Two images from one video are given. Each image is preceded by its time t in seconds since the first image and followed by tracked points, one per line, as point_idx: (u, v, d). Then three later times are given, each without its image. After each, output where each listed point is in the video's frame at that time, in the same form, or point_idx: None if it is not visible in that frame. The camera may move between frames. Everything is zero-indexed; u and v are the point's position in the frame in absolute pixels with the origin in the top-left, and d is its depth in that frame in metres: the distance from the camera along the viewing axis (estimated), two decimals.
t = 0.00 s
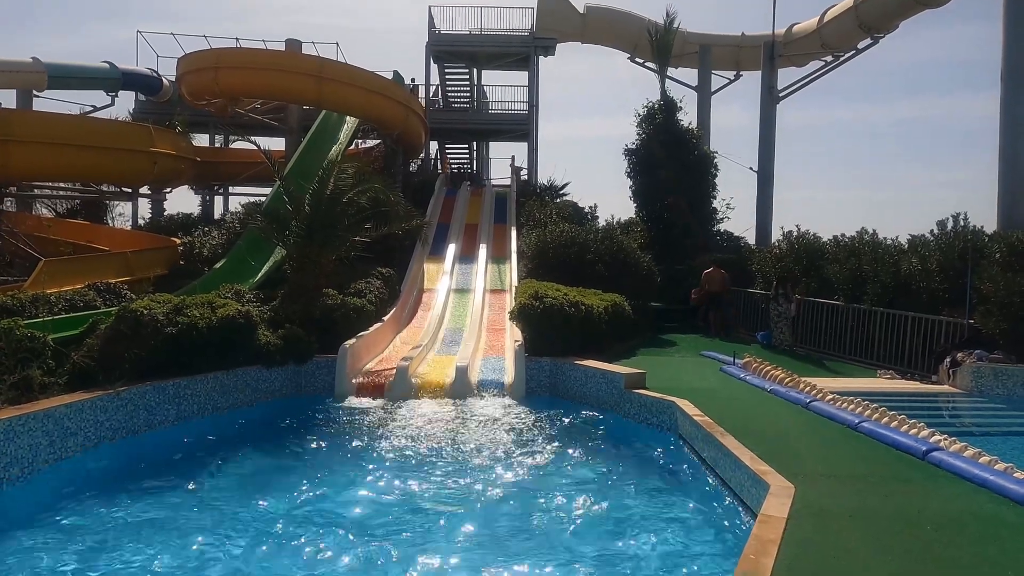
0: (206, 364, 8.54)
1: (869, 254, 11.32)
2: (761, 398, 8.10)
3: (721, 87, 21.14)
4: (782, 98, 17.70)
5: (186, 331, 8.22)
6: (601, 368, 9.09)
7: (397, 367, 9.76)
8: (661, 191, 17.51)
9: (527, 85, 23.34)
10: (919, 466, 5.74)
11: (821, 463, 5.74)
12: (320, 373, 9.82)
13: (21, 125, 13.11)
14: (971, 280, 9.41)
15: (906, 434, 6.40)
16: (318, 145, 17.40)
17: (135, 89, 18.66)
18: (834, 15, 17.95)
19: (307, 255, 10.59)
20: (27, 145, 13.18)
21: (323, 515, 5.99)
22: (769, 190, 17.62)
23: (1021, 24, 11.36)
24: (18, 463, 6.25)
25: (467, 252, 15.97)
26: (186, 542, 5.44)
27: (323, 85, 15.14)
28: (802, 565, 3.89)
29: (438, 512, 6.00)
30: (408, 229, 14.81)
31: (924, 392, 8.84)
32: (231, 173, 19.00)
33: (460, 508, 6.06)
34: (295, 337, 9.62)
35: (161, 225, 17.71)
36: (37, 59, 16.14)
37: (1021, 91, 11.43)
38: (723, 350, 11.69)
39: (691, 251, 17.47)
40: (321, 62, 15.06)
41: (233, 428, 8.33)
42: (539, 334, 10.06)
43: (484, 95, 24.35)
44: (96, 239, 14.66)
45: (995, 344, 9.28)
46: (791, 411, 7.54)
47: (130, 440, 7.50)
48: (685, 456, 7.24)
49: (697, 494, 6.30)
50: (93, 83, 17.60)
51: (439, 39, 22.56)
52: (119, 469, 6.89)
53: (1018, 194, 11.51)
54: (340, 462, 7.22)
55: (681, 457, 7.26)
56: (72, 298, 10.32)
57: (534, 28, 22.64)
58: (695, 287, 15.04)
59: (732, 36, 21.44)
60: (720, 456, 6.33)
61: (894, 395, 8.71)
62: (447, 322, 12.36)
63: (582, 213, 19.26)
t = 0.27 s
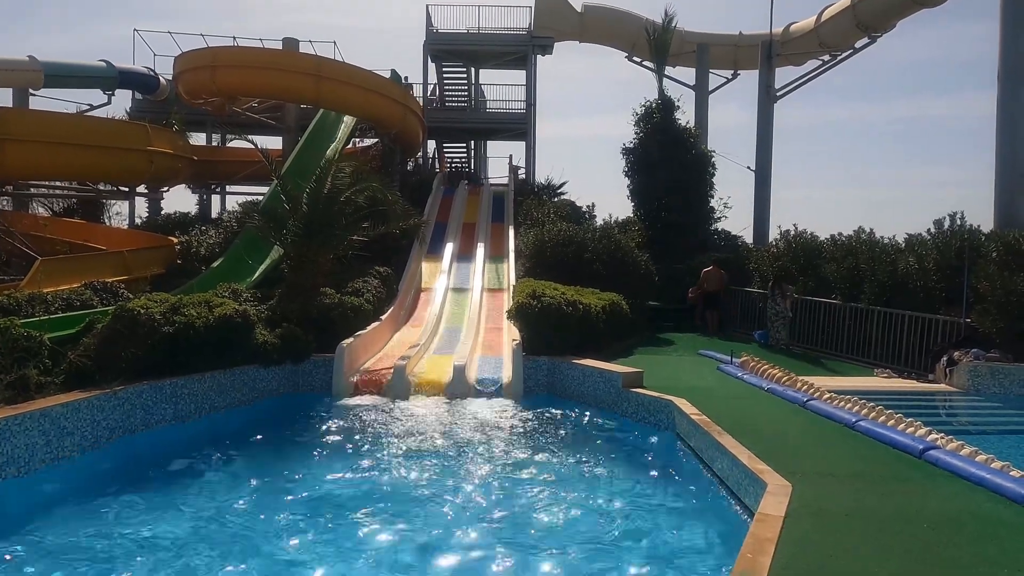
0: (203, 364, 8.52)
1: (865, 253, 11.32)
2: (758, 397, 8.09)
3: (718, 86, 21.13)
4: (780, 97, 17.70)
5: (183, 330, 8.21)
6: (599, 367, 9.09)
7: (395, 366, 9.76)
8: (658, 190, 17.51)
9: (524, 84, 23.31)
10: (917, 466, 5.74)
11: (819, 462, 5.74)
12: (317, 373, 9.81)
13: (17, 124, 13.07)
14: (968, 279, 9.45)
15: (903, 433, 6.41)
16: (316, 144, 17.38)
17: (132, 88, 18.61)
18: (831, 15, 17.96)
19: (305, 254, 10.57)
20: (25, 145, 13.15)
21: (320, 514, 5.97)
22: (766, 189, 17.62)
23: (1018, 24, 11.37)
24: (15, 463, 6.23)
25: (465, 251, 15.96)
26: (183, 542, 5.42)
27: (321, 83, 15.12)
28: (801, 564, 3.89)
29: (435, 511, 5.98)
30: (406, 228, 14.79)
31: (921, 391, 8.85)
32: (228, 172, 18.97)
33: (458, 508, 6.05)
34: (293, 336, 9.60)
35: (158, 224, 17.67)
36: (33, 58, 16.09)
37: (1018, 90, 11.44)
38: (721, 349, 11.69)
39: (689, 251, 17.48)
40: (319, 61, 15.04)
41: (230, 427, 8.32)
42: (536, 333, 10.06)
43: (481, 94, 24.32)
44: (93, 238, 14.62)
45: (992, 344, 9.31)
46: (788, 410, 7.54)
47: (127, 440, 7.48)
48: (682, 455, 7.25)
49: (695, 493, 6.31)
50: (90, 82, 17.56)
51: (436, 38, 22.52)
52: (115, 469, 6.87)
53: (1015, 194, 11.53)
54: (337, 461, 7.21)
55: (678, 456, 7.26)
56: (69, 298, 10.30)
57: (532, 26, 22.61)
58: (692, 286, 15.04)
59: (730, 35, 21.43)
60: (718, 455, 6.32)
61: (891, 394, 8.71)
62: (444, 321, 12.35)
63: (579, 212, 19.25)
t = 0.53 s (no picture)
0: (201, 363, 8.51)
1: (863, 252, 11.33)
2: (756, 396, 8.10)
3: (717, 85, 21.13)
4: (778, 96, 17.70)
5: (181, 330, 8.20)
6: (597, 366, 9.09)
7: (393, 365, 9.76)
8: (656, 189, 17.52)
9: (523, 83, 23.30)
10: (914, 464, 5.75)
11: (818, 461, 5.74)
12: (315, 371, 9.81)
13: (13, 123, 13.01)
14: (965, 278, 9.45)
15: (900, 432, 6.42)
16: (314, 143, 17.36)
17: (129, 86, 18.57)
18: (829, 14, 17.97)
19: (303, 253, 10.57)
20: (21, 143, 13.11)
21: (318, 514, 5.96)
22: (765, 188, 17.63)
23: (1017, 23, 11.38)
24: (12, 463, 6.22)
25: (463, 250, 15.95)
26: (182, 541, 5.41)
27: (319, 83, 15.09)
28: (799, 563, 3.89)
29: (434, 510, 5.98)
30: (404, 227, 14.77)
31: (918, 390, 8.86)
32: (225, 171, 18.95)
33: (456, 507, 6.04)
34: (291, 335, 9.59)
35: (155, 223, 17.64)
36: (30, 56, 16.05)
37: (1016, 89, 11.45)
38: (719, 348, 11.70)
39: (687, 250, 17.47)
40: (317, 60, 15.01)
41: (229, 426, 8.31)
42: (534, 332, 10.06)
43: (480, 94, 24.31)
44: (90, 237, 14.60)
45: (989, 342, 9.33)
46: (786, 409, 7.54)
47: (125, 439, 7.46)
48: (680, 453, 7.25)
49: (693, 491, 6.32)
50: (87, 80, 17.53)
51: (435, 37, 22.50)
52: (113, 468, 6.85)
53: (1013, 193, 11.54)
54: (336, 461, 7.20)
55: (677, 455, 7.26)
56: (66, 297, 10.29)
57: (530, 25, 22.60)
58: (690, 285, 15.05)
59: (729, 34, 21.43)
60: (716, 454, 6.32)
61: (889, 393, 8.72)
62: (443, 320, 12.35)
63: (577, 211, 19.25)
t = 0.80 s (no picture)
0: (199, 362, 8.51)
1: (861, 251, 11.35)
2: (754, 395, 8.11)
3: (715, 84, 21.14)
4: (776, 95, 17.71)
5: (178, 329, 8.19)
6: (596, 364, 9.09)
7: (391, 363, 9.76)
8: (654, 188, 17.52)
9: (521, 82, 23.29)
10: (911, 463, 5.76)
11: (816, 459, 5.75)
12: (313, 370, 9.81)
13: (11, 122, 12.99)
14: (963, 277, 9.46)
15: (898, 430, 6.43)
16: (312, 141, 17.34)
17: (126, 85, 18.54)
18: (827, 13, 17.98)
19: (301, 252, 10.58)
20: (19, 142, 13.08)
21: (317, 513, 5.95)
22: (762, 188, 17.65)
23: (1014, 22, 11.39)
24: (10, 462, 6.21)
25: (461, 249, 15.95)
26: (180, 541, 5.41)
27: (317, 82, 15.07)
28: (796, 561, 3.90)
29: (433, 509, 5.97)
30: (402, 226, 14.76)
31: (916, 389, 8.87)
32: (222, 170, 18.92)
33: (455, 506, 6.03)
34: (289, 334, 9.58)
35: (153, 222, 17.63)
36: (28, 55, 16.02)
37: (1014, 88, 11.46)
38: (717, 347, 11.71)
39: (685, 249, 17.47)
40: (316, 59, 14.99)
41: (227, 425, 8.31)
42: (532, 331, 10.06)
43: (478, 92, 24.29)
44: (87, 236, 14.57)
45: (986, 341, 9.34)
46: (784, 408, 7.55)
47: (122, 438, 7.45)
48: (679, 452, 7.25)
49: (691, 490, 6.32)
50: (85, 79, 17.49)
51: (433, 36, 22.47)
52: (111, 467, 6.84)
53: (1010, 192, 11.56)
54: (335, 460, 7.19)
55: (675, 454, 7.26)
56: (64, 296, 10.27)
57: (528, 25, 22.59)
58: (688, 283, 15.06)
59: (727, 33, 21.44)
60: (714, 453, 6.33)
61: (886, 392, 8.74)
62: (441, 319, 12.35)
63: (576, 210, 19.25)
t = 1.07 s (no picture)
0: (197, 361, 8.49)
1: (859, 249, 11.36)
2: (752, 393, 8.11)
3: (713, 83, 21.14)
4: (775, 94, 17.72)
5: (176, 327, 8.18)
6: (594, 363, 9.08)
7: (390, 362, 9.75)
8: (652, 187, 17.52)
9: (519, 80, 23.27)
10: (909, 461, 5.77)
11: (815, 458, 5.76)
12: (312, 369, 9.82)
13: (8, 120, 12.95)
14: (960, 275, 9.46)
15: (895, 428, 6.43)
16: (310, 139, 17.32)
17: (124, 83, 18.49)
18: (826, 12, 17.99)
19: (299, 250, 10.56)
20: (16, 140, 13.04)
21: (318, 511, 5.95)
22: (761, 186, 17.65)
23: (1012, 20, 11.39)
24: (8, 461, 6.20)
25: (459, 247, 15.94)
26: (179, 539, 5.40)
27: (315, 79, 15.06)
28: (795, 559, 3.90)
29: (432, 508, 5.97)
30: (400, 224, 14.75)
31: (914, 387, 8.88)
32: (220, 169, 18.88)
33: (454, 504, 6.03)
34: (287, 332, 9.58)
35: (151, 221, 17.59)
36: (25, 53, 15.98)
37: (1011, 87, 11.47)
38: (715, 345, 11.71)
39: (683, 248, 17.46)
40: (313, 57, 14.97)
41: (226, 423, 8.32)
42: (531, 330, 10.05)
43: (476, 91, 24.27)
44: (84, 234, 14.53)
45: (984, 339, 9.34)
46: (782, 406, 7.55)
47: (120, 436, 7.45)
48: (677, 451, 7.25)
49: (690, 487, 6.34)
50: (82, 77, 17.45)
51: (431, 34, 22.44)
52: (108, 466, 6.84)
53: (1008, 190, 11.58)
54: (334, 458, 7.18)
55: (673, 453, 7.26)
56: (61, 294, 10.25)
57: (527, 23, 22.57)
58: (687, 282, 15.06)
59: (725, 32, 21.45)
60: (712, 451, 6.33)
61: (884, 390, 8.74)
62: (439, 317, 12.35)
63: (574, 209, 19.24)
